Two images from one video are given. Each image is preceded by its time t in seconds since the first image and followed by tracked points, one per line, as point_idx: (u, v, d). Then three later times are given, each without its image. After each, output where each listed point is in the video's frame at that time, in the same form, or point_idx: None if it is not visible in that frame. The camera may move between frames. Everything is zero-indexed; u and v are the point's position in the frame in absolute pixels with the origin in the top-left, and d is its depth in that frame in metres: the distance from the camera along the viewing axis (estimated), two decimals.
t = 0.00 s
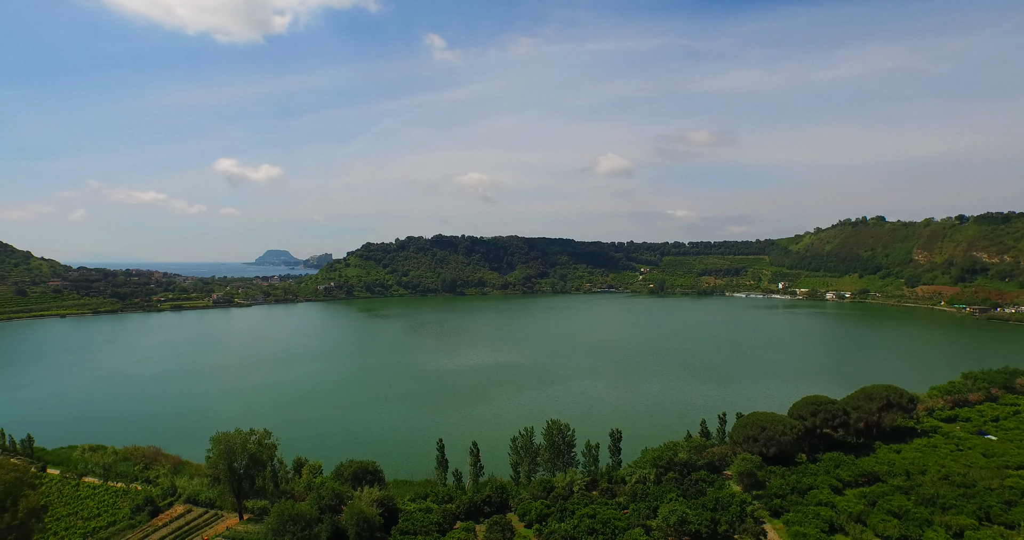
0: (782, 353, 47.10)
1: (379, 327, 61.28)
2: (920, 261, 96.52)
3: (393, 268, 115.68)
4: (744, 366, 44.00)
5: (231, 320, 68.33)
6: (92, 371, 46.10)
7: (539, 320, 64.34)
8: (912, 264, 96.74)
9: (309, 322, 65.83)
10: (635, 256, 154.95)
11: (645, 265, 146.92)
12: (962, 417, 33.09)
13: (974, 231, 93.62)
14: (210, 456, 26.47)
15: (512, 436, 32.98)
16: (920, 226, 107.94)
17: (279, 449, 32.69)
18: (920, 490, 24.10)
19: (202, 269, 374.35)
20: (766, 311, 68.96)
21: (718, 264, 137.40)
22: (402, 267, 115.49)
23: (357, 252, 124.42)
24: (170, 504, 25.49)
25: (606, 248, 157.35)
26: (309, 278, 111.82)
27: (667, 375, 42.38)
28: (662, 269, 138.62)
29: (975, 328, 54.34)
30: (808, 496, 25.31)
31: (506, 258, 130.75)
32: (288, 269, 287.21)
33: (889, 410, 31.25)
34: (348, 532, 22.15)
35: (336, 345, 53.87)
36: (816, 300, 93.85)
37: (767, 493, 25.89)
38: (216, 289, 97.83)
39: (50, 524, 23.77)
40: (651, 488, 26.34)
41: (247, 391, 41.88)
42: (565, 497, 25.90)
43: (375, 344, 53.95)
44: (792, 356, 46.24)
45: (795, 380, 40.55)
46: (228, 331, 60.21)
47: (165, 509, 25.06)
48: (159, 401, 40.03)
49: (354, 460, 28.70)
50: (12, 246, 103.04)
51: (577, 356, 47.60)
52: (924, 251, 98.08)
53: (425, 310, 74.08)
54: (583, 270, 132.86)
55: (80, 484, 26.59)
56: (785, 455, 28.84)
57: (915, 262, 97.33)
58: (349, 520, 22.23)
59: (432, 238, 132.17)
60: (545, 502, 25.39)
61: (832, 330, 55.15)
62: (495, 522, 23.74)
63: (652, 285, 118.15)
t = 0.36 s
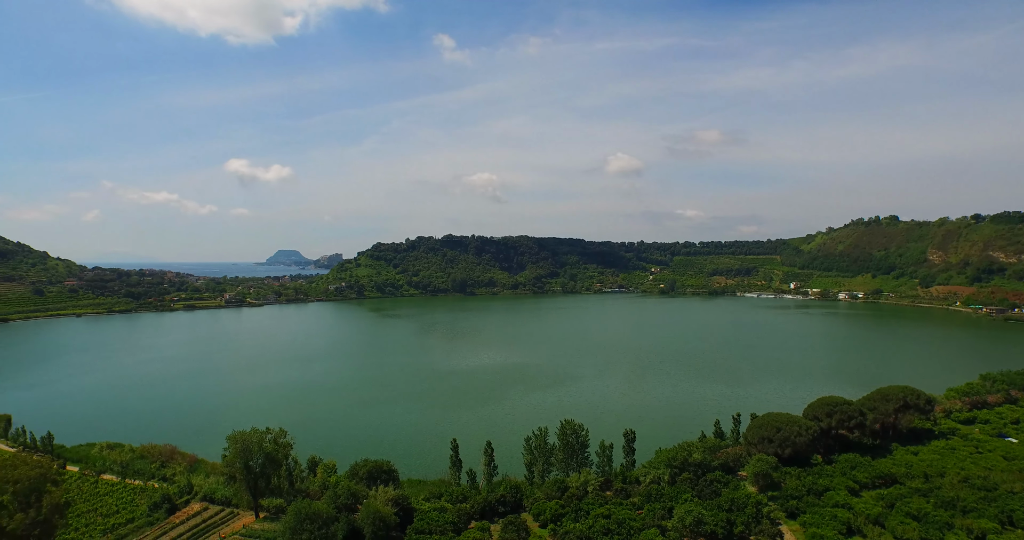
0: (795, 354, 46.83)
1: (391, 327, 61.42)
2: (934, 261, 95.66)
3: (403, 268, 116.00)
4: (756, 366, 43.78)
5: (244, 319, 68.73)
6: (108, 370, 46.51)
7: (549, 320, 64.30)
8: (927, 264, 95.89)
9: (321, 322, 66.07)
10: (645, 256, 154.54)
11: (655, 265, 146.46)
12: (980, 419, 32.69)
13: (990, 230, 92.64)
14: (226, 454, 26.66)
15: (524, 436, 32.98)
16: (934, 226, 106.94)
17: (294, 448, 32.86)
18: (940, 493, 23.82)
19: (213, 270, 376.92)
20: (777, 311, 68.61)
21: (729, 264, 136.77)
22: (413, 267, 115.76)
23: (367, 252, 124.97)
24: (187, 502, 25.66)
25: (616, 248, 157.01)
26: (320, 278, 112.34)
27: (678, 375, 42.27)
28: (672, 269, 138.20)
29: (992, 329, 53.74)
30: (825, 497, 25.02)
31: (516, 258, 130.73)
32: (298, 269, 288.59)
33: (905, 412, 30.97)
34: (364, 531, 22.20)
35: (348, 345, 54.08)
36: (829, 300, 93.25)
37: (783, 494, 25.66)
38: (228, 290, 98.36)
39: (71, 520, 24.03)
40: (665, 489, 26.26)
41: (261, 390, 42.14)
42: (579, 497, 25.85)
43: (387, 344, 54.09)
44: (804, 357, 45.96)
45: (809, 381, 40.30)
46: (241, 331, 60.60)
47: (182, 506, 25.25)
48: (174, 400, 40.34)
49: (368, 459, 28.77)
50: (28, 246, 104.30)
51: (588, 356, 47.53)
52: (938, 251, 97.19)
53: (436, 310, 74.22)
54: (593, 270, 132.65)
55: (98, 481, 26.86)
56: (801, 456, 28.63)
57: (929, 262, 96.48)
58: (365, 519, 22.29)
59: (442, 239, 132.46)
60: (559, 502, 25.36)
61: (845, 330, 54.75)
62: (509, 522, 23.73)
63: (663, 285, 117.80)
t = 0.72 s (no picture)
0: (809, 354, 46.58)
1: (404, 327, 61.58)
2: (950, 261, 94.75)
3: (414, 268, 116.36)
4: (770, 367, 43.57)
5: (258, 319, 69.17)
6: (125, 369, 46.98)
7: (559, 321, 64.31)
8: (942, 264, 94.99)
9: (335, 322, 66.38)
10: (656, 256, 154.16)
11: (666, 265, 146.06)
12: (1000, 421, 32.29)
13: (1007, 230, 91.66)
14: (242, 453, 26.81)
15: (538, 436, 32.98)
16: (950, 225, 105.92)
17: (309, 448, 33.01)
18: (961, 496, 23.53)
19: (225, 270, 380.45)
20: (789, 312, 68.25)
21: (740, 264, 136.14)
22: (423, 267, 116.08)
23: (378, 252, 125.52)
24: (203, 500, 25.82)
25: (627, 248, 156.72)
26: (332, 278, 112.90)
27: (691, 375, 42.16)
28: (683, 269, 137.83)
29: (1010, 330, 53.13)
30: (842, 499, 24.81)
31: (527, 258, 130.79)
32: (309, 269, 291.59)
33: (923, 413, 30.71)
34: (381, 530, 22.23)
35: (361, 344, 54.28)
36: (842, 301, 92.64)
37: (800, 495, 25.45)
38: (241, 290, 98.77)
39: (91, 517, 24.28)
40: (681, 490, 26.15)
41: (275, 389, 42.42)
42: (594, 497, 25.79)
43: (399, 344, 54.25)
44: (818, 357, 45.68)
45: (824, 381, 40.05)
46: (256, 331, 60.99)
47: (200, 504, 25.41)
48: (192, 399, 40.74)
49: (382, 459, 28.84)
50: (45, 246, 105.59)
51: (599, 356, 47.49)
52: (954, 251, 96.29)
53: (448, 310, 74.38)
54: (604, 270, 132.47)
55: (116, 479, 27.08)
56: (817, 458, 28.45)
57: (944, 262, 95.57)
58: (381, 518, 22.33)
59: (453, 239, 132.79)
60: (574, 502, 25.33)
61: (859, 331, 54.37)
62: (524, 522, 23.70)
63: (674, 285, 117.49)
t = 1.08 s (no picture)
0: (825, 355, 46.18)
1: (418, 327, 61.80)
2: (969, 261, 93.51)
3: (427, 268, 116.78)
4: (785, 368, 43.26)
5: (274, 318, 69.69)
6: (145, 368, 47.53)
7: (572, 321, 64.26)
8: (961, 263, 93.80)
9: (351, 321, 66.79)
10: (669, 256, 153.64)
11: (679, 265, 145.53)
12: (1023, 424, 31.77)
13: None
14: (260, 452, 27.00)
15: (553, 437, 32.94)
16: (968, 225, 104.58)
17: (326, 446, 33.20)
18: (985, 500, 23.21)
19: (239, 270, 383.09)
20: (804, 312, 67.70)
21: (754, 264, 135.32)
22: (436, 267, 116.46)
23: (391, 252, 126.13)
24: (223, 498, 26.06)
25: (639, 248, 156.26)
26: (345, 278, 113.55)
27: (705, 376, 41.94)
28: (696, 269, 137.24)
29: None
30: (863, 501, 24.54)
31: (539, 258, 130.80)
32: (323, 269, 293.02)
33: (944, 415, 30.30)
34: (400, 529, 22.28)
35: (375, 344, 54.57)
36: (858, 301, 91.78)
37: (819, 497, 25.19)
38: (255, 290, 99.59)
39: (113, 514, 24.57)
40: (698, 490, 26.02)
41: (292, 388, 42.74)
42: (612, 497, 25.70)
43: (413, 343, 54.41)
44: (835, 358, 45.24)
45: (841, 382, 39.68)
46: (272, 330, 61.45)
47: (219, 502, 25.61)
48: (209, 398, 41.06)
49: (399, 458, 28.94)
50: (65, 247, 107.24)
51: (613, 356, 47.34)
52: (972, 251, 95.09)
53: (462, 310, 74.59)
54: (616, 270, 132.20)
55: (138, 476, 27.42)
56: (836, 459, 28.20)
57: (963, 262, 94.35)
58: (400, 517, 22.40)
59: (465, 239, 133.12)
60: (591, 503, 25.28)
61: (876, 331, 53.80)
62: (541, 522, 23.66)
63: (687, 285, 117.07)
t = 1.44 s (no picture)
0: (840, 356, 45.81)
1: (432, 327, 61.96)
2: (987, 261, 92.34)
3: (438, 268, 117.08)
4: (800, 369, 42.96)
5: (288, 318, 70.05)
6: (162, 367, 47.96)
7: (584, 321, 64.18)
8: (979, 263, 92.65)
9: (365, 321, 67.12)
10: (681, 256, 153.09)
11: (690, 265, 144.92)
12: None
13: None
14: (277, 450, 27.16)
15: (568, 437, 32.91)
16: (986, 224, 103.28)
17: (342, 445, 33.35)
18: (1009, 504, 22.87)
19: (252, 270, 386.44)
20: (818, 312, 67.14)
21: (766, 264, 134.47)
22: (448, 267, 116.74)
23: (403, 253, 126.57)
24: (240, 496, 26.22)
25: (651, 248, 155.76)
26: (357, 278, 114.07)
27: (719, 377, 41.76)
28: (708, 269, 136.60)
29: None
30: (882, 504, 24.31)
31: (551, 258, 130.73)
32: (340, 269, 294.49)
33: (965, 417, 29.90)
34: (417, 528, 22.32)
35: (388, 344, 54.80)
36: (873, 301, 90.94)
37: (838, 499, 24.96)
38: (269, 290, 100.22)
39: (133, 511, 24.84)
40: (715, 492, 25.89)
41: (307, 387, 42.97)
42: (628, 498, 25.64)
43: (427, 343, 54.56)
44: (851, 359, 44.87)
45: (857, 383, 39.33)
46: (287, 330, 61.81)
47: (236, 500, 25.82)
48: (226, 397, 41.36)
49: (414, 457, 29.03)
50: (83, 247, 108.63)
51: (626, 357, 47.23)
52: (991, 251, 93.90)
53: (475, 310, 74.66)
54: (628, 270, 131.84)
55: (156, 474, 27.67)
56: (854, 461, 27.95)
57: (981, 262, 93.19)
58: (417, 517, 22.43)
59: (477, 239, 133.35)
60: (607, 503, 25.22)
61: (892, 332, 53.24)
62: (558, 522, 23.62)
63: (699, 285, 116.57)
